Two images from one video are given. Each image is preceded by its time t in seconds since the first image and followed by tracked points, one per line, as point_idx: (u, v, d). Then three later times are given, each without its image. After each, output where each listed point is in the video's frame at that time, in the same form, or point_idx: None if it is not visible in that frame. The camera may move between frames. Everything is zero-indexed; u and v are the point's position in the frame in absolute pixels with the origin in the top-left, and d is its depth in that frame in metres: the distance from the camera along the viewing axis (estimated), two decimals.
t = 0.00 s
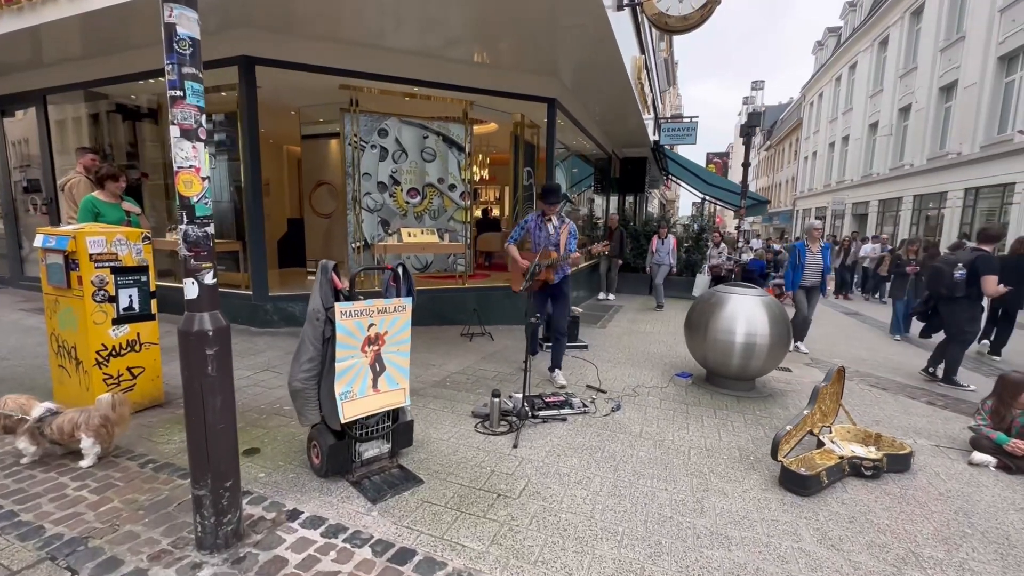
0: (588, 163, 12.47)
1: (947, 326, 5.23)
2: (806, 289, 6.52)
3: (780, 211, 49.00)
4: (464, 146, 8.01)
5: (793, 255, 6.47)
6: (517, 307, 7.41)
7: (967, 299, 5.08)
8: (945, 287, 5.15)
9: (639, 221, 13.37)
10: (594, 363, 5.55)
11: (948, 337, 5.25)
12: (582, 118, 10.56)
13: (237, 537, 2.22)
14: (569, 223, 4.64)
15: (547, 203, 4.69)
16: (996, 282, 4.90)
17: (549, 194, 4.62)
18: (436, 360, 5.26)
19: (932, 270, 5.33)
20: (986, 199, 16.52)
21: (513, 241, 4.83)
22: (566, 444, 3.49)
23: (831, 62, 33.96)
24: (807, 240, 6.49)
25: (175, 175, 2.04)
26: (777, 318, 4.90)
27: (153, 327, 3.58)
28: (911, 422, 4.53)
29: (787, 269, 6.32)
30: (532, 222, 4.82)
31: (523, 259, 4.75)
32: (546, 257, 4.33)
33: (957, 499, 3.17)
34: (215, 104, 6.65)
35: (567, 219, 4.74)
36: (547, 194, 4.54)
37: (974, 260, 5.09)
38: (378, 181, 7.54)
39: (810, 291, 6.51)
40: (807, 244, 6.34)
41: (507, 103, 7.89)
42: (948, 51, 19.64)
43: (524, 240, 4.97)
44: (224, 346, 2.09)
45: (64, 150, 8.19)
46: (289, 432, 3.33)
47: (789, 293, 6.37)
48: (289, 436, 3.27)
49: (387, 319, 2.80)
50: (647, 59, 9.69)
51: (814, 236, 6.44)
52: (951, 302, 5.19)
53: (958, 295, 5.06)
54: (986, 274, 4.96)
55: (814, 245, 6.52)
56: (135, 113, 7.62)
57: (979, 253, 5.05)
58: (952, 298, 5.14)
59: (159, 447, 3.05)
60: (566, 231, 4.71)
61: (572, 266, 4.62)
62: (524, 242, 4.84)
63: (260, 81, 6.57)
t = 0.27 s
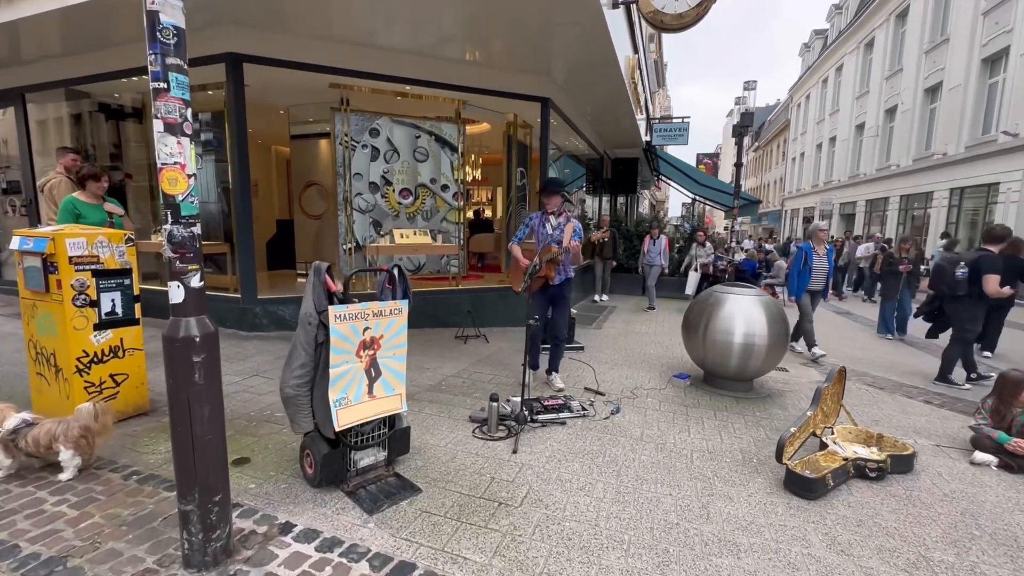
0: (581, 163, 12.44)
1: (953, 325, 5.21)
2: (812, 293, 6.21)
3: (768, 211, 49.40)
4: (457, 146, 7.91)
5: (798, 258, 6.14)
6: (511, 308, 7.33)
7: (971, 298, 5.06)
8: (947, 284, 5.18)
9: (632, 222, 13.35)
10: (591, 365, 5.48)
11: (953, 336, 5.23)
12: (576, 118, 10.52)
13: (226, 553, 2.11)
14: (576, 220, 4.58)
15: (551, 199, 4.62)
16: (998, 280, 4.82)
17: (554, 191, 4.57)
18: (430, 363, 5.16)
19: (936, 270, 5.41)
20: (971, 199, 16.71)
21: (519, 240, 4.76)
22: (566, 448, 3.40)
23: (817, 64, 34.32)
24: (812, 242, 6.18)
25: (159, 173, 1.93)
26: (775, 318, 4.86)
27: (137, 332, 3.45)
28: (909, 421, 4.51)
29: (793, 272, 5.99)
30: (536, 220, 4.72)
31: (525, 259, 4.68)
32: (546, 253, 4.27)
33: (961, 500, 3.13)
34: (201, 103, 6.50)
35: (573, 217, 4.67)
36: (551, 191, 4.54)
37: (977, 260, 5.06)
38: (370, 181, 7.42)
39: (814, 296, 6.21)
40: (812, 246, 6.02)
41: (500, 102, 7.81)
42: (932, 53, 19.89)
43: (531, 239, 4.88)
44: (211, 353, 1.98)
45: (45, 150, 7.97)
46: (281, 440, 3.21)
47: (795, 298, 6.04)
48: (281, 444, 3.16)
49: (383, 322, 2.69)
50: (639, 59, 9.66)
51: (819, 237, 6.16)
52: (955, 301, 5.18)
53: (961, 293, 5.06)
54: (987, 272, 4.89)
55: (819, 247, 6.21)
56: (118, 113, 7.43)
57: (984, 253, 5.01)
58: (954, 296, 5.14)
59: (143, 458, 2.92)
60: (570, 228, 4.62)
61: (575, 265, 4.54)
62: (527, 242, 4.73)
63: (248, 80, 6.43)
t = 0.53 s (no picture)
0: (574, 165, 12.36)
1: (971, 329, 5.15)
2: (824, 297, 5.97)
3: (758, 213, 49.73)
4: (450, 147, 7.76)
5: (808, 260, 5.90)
6: (506, 312, 7.21)
7: (983, 301, 4.99)
8: (959, 287, 5.17)
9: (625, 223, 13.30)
10: (590, 370, 5.36)
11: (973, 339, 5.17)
12: (569, 119, 10.41)
13: None
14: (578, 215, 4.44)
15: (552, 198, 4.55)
16: (1007, 282, 4.73)
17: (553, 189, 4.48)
18: (425, 370, 5.02)
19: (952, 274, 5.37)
20: (959, 200, 16.85)
21: (519, 239, 4.69)
22: (569, 459, 3.28)
23: (805, 67, 34.61)
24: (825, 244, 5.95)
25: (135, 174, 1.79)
26: (776, 321, 4.78)
27: (117, 342, 3.28)
28: (913, 425, 4.45)
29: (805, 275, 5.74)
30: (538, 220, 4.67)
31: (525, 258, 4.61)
32: (546, 253, 4.21)
33: (974, 508, 3.06)
34: (186, 103, 6.31)
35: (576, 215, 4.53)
36: (550, 189, 4.45)
37: (986, 262, 4.98)
38: (361, 183, 7.26)
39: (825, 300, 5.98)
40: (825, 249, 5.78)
41: (493, 102, 7.69)
42: (918, 56, 20.09)
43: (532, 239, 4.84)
44: (194, 368, 1.85)
45: (23, 152, 7.71)
46: (271, 455, 3.06)
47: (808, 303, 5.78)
48: (271, 459, 3.00)
49: (378, 331, 2.56)
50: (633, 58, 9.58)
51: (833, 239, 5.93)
52: (972, 304, 5.12)
53: (972, 296, 5.03)
54: (995, 275, 4.81)
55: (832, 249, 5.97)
56: (100, 113, 7.21)
57: (992, 255, 4.92)
58: (968, 298, 5.11)
59: (123, 477, 2.76)
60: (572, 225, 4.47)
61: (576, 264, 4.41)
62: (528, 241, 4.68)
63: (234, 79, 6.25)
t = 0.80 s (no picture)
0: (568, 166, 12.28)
1: (981, 329, 5.11)
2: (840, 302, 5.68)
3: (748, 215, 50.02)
4: (443, 149, 7.63)
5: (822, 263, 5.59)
6: (500, 316, 7.10)
7: (989, 299, 5.03)
8: (965, 286, 5.19)
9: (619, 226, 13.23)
10: (588, 376, 5.25)
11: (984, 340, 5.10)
12: (563, 120, 10.31)
13: None
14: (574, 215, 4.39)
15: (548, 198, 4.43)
16: (1014, 282, 4.70)
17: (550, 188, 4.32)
18: (419, 377, 4.88)
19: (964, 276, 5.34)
20: (947, 202, 16.99)
21: (513, 239, 4.53)
22: (571, 471, 3.17)
23: (794, 70, 34.89)
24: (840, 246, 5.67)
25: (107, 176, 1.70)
26: (777, 325, 4.70)
27: (95, 353, 3.11)
28: (916, 431, 4.39)
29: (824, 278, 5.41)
30: (533, 220, 4.54)
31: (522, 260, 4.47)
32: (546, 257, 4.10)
33: (986, 518, 2.99)
34: (171, 103, 6.13)
35: (571, 214, 4.46)
36: (546, 188, 4.31)
37: (993, 262, 4.94)
38: (352, 185, 7.11)
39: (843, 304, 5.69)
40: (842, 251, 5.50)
41: (487, 104, 7.57)
42: (906, 59, 20.28)
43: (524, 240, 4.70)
44: (172, 385, 1.78)
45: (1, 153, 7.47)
46: (258, 471, 2.91)
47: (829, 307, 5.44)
48: (258, 476, 2.85)
49: (373, 341, 2.43)
50: (627, 59, 9.50)
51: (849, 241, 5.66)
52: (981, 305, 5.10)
53: (978, 296, 5.04)
54: (1001, 274, 4.80)
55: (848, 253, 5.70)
56: (82, 113, 6.98)
57: (1000, 255, 4.87)
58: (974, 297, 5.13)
59: (100, 497, 2.60)
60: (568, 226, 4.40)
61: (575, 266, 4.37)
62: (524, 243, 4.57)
63: (221, 79, 6.08)
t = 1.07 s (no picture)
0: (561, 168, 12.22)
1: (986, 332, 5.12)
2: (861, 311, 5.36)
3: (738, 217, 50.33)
4: (436, 151, 7.54)
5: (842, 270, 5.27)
6: (494, 320, 7.01)
7: (997, 304, 4.98)
8: (972, 291, 5.13)
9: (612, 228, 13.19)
10: (584, 380, 5.18)
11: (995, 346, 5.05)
12: (556, 122, 10.26)
13: None
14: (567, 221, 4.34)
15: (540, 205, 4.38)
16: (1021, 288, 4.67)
17: (540, 197, 4.28)
18: (413, 383, 4.78)
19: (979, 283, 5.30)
20: (935, 204, 17.16)
21: (507, 247, 4.50)
22: (570, 480, 3.09)
23: (782, 74, 35.20)
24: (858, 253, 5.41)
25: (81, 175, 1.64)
26: (774, 328, 4.66)
27: (75, 361, 2.99)
28: (915, 434, 4.36)
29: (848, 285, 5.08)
30: (525, 227, 4.50)
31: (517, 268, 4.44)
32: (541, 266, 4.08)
33: (991, 524, 2.95)
34: (157, 103, 5.99)
35: (564, 220, 4.40)
36: (538, 197, 4.28)
37: (1003, 267, 4.87)
38: (343, 188, 7.00)
39: (864, 314, 5.36)
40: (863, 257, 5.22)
41: (480, 105, 7.49)
42: (892, 64, 20.50)
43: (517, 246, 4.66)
44: (151, 399, 1.75)
45: None
46: (246, 484, 2.80)
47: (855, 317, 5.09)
48: (246, 489, 2.75)
49: (366, 348, 2.34)
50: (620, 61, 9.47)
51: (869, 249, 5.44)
52: (987, 309, 5.08)
53: (985, 300, 5.01)
54: (1008, 278, 4.76)
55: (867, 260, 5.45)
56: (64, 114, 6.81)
57: (1010, 260, 4.79)
58: (981, 302, 5.07)
59: (78, 514, 2.48)
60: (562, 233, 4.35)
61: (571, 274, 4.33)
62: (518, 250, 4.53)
63: (208, 79, 5.96)
